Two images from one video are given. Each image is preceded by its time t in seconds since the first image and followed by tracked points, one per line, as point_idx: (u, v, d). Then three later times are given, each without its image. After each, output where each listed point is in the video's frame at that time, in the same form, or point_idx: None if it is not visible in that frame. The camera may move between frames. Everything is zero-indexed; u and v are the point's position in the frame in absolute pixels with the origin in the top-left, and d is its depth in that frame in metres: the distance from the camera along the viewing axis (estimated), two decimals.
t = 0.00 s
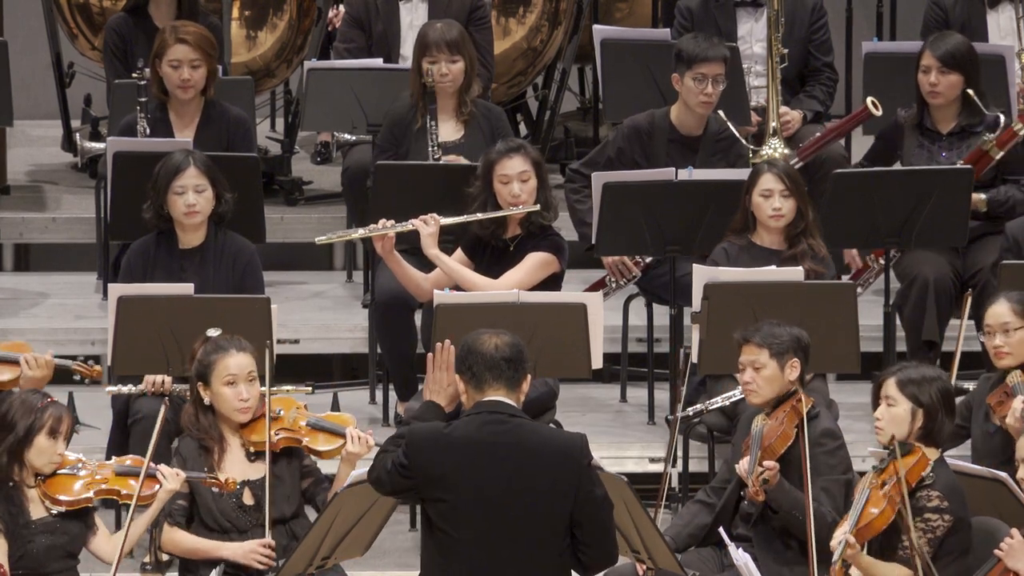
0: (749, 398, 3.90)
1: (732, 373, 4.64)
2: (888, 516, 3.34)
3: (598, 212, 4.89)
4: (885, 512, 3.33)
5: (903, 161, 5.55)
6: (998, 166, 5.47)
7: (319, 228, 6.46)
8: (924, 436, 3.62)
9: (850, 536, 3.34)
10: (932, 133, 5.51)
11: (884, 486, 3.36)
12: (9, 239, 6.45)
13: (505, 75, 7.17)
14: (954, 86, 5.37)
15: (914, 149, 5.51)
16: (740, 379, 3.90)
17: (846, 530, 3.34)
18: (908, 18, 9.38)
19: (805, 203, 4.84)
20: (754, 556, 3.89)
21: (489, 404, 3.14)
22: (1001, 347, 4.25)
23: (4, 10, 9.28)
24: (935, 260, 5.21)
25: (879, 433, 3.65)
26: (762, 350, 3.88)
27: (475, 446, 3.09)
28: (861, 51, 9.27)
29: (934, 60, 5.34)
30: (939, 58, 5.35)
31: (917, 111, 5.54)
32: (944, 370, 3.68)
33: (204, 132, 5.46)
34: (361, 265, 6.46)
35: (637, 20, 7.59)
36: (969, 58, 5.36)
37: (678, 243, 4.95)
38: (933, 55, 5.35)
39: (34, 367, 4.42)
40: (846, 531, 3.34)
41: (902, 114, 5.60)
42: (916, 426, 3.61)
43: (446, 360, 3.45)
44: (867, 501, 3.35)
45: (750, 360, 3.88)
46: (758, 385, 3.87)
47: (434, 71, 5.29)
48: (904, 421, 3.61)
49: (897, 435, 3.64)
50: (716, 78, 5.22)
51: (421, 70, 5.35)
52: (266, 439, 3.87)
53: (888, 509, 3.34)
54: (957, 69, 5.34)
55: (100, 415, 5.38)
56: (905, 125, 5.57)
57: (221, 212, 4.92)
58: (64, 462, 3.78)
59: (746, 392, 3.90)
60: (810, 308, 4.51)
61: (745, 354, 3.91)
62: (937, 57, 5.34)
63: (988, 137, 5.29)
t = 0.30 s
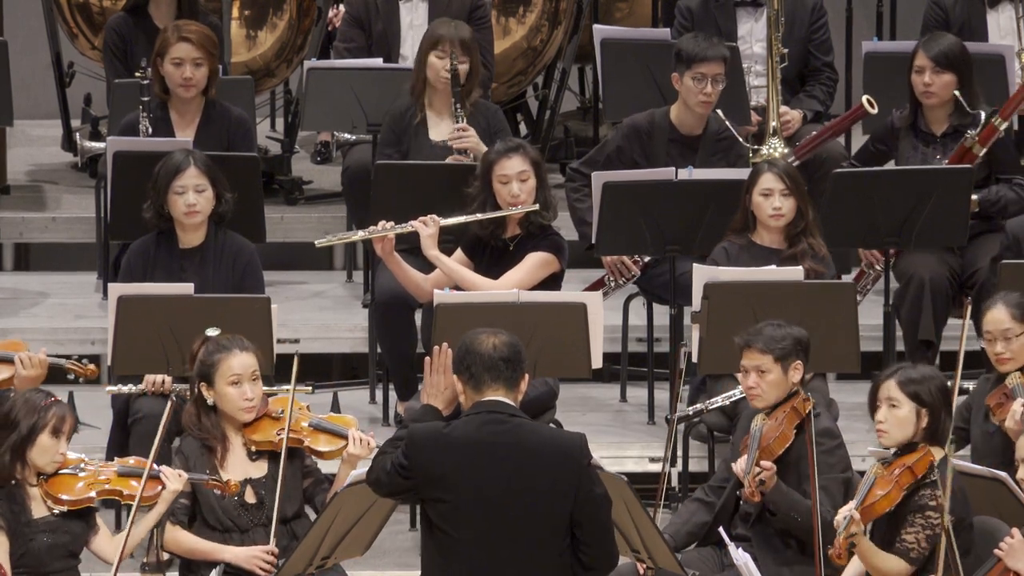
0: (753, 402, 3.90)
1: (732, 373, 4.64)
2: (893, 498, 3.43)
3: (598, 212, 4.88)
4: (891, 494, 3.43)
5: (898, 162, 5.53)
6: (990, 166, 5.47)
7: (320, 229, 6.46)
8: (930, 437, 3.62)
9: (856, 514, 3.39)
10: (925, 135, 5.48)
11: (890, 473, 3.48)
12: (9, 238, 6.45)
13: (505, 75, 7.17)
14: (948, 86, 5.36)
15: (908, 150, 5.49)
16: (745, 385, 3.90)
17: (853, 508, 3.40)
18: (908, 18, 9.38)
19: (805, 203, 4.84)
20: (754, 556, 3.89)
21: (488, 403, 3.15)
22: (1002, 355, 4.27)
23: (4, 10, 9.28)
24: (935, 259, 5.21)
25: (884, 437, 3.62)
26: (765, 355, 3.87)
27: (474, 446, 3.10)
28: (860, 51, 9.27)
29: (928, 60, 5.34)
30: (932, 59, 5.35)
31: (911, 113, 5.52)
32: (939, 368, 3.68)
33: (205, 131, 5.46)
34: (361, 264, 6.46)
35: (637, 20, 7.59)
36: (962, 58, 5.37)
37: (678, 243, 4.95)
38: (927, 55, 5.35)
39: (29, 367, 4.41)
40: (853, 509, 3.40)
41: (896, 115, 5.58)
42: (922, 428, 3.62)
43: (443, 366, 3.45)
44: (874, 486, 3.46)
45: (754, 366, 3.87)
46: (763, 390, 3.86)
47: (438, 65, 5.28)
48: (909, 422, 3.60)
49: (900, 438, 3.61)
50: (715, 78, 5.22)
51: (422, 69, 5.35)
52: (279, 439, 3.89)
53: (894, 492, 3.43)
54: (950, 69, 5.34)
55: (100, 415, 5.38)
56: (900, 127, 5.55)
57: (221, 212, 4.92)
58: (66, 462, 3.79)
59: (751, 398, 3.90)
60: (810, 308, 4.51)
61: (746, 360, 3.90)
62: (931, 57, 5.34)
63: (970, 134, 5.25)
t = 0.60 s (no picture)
0: (749, 391, 3.90)
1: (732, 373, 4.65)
2: (893, 495, 3.45)
3: (598, 212, 4.88)
4: (891, 490, 3.45)
5: (898, 162, 5.52)
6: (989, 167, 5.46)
7: (320, 229, 6.46)
8: (933, 437, 3.63)
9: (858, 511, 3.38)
10: (927, 135, 5.49)
11: (890, 471, 3.50)
12: (9, 238, 6.45)
13: (505, 75, 7.18)
14: (952, 87, 5.36)
15: (909, 150, 5.50)
16: (741, 371, 3.90)
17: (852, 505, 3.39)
18: (908, 18, 9.38)
19: (805, 203, 4.84)
20: (754, 556, 3.89)
21: (488, 403, 3.14)
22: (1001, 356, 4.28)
23: (4, 9, 9.28)
24: (934, 260, 5.22)
25: (891, 445, 3.62)
26: (766, 344, 3.89)
27: (474, 446, 3.09)
28: (860, 51, 9.28)
29: (933, 60, 5.34)
30: (936, 59, 5.35)
31: (912, 112, 5.51)
32: (932, 367, 3.68)
33: (205, 131, 5.46)
34: (361, 265, 6.46)
35: (637, 20, 7.59)
36: (966, 58, 5.38)
37: (678, 243, 4.95)
38: (932, 55, 5.34)
39: (28, 372, 4.43)
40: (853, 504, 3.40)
41: (898, 114, 5.56)
42: (926, 427, 3.62)
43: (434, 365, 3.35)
44: (874, 484, 3.48)
45: (752, 353, 3.88)
46: (759, 376, 3.87)
47: (436, 64, 5.27)
48: (914, 428, 3.60)
49: (909, 443, 3.61)
50: (715, 78, 5.23)
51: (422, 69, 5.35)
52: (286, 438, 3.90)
53: (894, 489, 3.46)
54: (955, 70, 5.35)
55: (100, 415, 5.38)
56: (900, 125, 5.54)
57: (221, 211, 4.92)
58: (66, 461, 3.79)
59: (746, 383, 3.90)
60: (810, 308, 4.51)
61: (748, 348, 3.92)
62: (936, 57, 5.34)
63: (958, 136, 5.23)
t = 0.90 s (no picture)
0: (750, 397, 3.92)
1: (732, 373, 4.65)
2: (887, 495, 3.46)
3: (598, 212, 4.89)
4: (884, 491, 3.46)
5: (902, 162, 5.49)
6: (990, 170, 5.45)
7: (320, 229, 6.46)
8: (932, 436, 3.63)
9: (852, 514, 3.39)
10: (931, 136, 5.45)
11: (885, 472, 3.51)
12: (9, 238, 6.44)
13: (505, 75, 7.18)
14: (962, 87, 5.35)
15: (913, 150, 5.46)
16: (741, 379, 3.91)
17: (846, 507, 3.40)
18: (908, 18, 9.38)
19: (805, 203, 4.84)
20: (755, 556, 3.89)
21: (486, 403, 3.15)
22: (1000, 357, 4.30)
23: (4, 9, 9.28)
24: (934, 260, 5.21)
25: (892, 449, 3.62)
26: (764, 350, 3.88)
27: (474, 446, 3.09)
28: (860, 51, 9.28)
29: (945, 60, 5.33)
30: (948, 58, 5.33)
31: (918, 112, 5.48)
32: (929, 366, 3.67)
33: (205, 131, 5.46)
34: (362, 264, 6.46)
35: (637, 20, 7.59)
36: (976, 58, 5.38)
37: (678, 243, 4.95)
38: (943, 54, 5.33)
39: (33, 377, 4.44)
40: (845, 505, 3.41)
41: (903, 112, 5.55)
42: (925, 426, 3.62)
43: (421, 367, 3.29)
44: (869, 484, 3.49)
45: (751, 360, 3.88)
46: (759, 384, 3.88)
47: (435, 65, 5.28)
48: (914, 430, 3.60)
49: (908, 444, 3.61)
50: (716, 79, 5.23)
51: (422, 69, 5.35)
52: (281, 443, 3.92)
53: (888, 489, 3.47)
54: (966, 70, 5.34)
55: (100, 414, 5.38)
56: (907, 123, 5.51)
57: (221, 211, 4.92)
58: (63, 461, 3.79)
59: (747, 391, 3.91)
60: (810, 308, 4.52)
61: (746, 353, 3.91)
62: (948, 56, 5.33)
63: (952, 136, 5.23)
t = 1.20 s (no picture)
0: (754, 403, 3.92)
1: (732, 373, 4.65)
2: (885, 493, 3.48)
3: (598, 212, 4.88)
4: (882, 488, 3.47)
5: (903, 161, 5.47)
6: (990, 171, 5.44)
7: (320, 228, 6.45)
8: (931, 434, 3.63)
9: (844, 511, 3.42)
10: (933, 136, 5.43)
11: (882, 470, 3.53)
12: (9, 238, 6.44)
13: (505, 75, 7.17)
14: (967, 88, 5.32)
15: (914, 149, 5.44)
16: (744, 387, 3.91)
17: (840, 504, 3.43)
18: (908, 18, 9.38)
19: (805, 203, 4.84)
20: (755, 556, 3.89)
21: (484, 403, 3.14)
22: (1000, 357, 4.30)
23: (4, 9, 9.28)
24: (934, 260, 5.21)
25: (891, 449, 3.62)
26: (764, 357, 3.87)
27: (474, 446, 3.09)
28: (860, 51, 9.28)
29: (951, 60, 5.30)
30: (954, 58, 5.31)
31: (922, 112, 5.46)
32: (928, 366, 3.68)
33: (205, 131, 5.46)
34: (362, 264, 6.45)
35: (637, 20, 7.59)
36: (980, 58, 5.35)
37: (678, 243, 4.95)
38: (949, 54, 5.30)
39: (40, 382, 4.45)
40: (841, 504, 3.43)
41: (906, 111, 5.53)
42: (925, 425, 3.62)
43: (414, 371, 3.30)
44: (867, 483, 3.51)
45: (753, 369, 3.87)
46: (761, 391, 3.88)
47: (434, 66, 5.27)
48: (913, 429, 3.60)
49: (907, 444, 3.61)
50: (717, 79, 5.23)
51: (422, 70, 5.34)
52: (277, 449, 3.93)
53: (885, 487, 3.48)
54: (971, 71, 5.32)
55: (100, 415, 5.38)
56: (910, 122, 5.50)
57: (220, 210, 4.92)
58: (64, 462, 3.81)
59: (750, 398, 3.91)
60: (810, 308, 4.52)
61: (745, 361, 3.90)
62: (954, 56, 5.30)
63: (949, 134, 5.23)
